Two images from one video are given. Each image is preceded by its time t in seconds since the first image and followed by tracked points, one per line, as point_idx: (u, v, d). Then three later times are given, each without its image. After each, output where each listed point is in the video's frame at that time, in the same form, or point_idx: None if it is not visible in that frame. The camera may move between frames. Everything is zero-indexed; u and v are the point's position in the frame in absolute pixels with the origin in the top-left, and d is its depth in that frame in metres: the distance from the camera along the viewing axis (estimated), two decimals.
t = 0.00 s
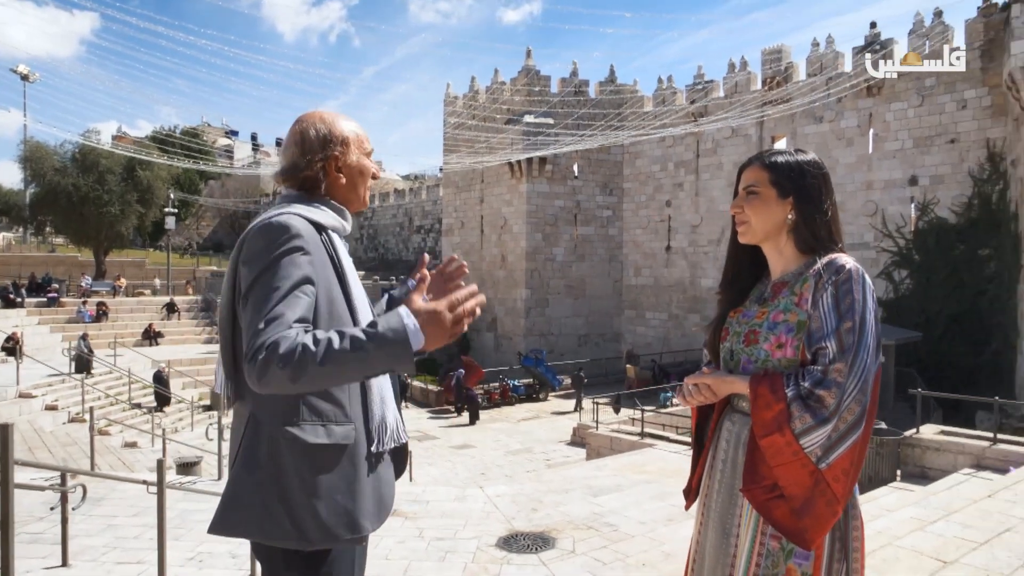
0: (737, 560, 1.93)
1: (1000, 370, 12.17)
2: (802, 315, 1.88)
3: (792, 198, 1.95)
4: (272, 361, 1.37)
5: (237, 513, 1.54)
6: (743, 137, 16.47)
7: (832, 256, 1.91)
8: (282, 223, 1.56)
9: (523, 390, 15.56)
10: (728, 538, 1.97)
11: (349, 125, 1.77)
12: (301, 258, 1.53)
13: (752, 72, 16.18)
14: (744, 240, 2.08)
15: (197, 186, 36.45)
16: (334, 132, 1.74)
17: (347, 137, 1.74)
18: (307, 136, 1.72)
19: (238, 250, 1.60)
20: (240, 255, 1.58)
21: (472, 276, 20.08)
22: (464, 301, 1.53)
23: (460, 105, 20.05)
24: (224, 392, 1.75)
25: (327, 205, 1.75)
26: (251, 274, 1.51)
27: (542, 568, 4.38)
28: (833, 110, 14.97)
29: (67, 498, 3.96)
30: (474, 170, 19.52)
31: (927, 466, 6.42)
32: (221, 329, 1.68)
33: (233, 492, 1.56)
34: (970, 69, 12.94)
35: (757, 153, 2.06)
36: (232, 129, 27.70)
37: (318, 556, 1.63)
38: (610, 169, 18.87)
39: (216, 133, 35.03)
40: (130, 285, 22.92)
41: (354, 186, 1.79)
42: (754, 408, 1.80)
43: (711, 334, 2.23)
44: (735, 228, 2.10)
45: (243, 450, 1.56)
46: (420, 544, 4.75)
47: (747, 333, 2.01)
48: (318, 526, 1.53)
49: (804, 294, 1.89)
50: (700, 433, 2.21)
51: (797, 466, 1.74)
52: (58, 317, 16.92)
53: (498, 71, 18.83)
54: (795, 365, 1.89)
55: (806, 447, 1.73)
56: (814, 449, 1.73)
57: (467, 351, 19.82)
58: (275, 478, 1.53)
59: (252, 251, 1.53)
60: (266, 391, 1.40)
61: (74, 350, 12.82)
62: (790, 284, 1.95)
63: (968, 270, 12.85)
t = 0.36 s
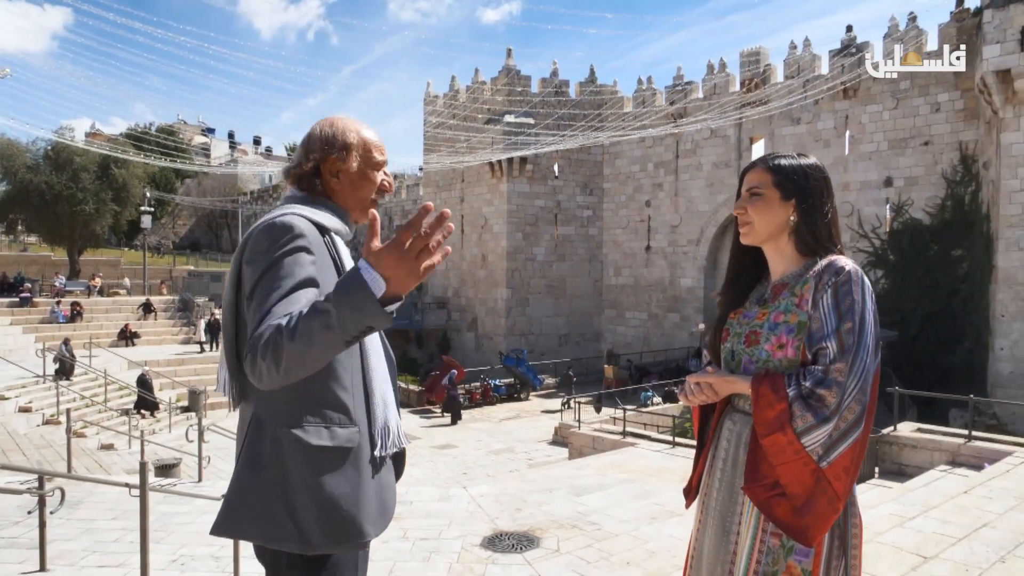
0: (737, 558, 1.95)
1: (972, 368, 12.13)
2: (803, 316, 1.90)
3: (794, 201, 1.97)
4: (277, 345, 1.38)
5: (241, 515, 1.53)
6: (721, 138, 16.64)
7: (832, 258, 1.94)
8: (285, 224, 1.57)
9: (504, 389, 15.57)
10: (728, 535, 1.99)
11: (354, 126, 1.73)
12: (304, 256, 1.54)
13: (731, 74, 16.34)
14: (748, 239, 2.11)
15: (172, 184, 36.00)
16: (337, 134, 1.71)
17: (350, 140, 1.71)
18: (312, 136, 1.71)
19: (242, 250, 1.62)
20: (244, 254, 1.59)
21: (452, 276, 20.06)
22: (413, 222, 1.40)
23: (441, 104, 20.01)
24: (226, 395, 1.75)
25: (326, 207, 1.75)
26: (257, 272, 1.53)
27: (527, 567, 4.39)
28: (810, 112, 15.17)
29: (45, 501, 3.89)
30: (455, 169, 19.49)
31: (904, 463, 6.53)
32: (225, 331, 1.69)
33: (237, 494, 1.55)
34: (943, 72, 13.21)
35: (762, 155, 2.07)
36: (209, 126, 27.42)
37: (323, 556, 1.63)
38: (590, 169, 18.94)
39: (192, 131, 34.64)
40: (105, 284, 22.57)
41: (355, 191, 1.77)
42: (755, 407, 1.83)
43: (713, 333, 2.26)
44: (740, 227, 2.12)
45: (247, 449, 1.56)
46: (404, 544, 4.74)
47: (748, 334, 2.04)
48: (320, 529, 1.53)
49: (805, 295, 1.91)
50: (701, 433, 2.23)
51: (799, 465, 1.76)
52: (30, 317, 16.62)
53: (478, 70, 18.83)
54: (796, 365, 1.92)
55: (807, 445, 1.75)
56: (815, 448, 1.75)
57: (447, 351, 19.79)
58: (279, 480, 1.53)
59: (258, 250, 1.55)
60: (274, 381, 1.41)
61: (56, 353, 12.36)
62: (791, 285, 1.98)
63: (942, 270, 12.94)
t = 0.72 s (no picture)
0: (739, 554, 1.96)
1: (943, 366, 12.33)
2: (806, 316, 1.92)
3: (796, 204, 2.00)
4: (273, 357, 1.37)
5: (229, 515, 1.54)
6: (698, 139, 16.80)
7: (834, 260, 1.97)
8: (283, 227, 1.56)
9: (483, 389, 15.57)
10: (730, 531, 2.00)
11: (361, 127, 1.73)
12: (299, 262, 1.52)
13: (708, 76, 16.48)
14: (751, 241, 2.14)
15: (144, 182, 35.41)
16: (342, 137, 1.71)
17: (356, 145, 1.70)
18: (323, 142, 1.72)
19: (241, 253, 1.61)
20: (242, 258, 1.59)
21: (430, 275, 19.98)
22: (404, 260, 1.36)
23: (419, 102, 19.94)
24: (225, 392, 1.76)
25: (335, 211, 1.75)
26: (252, 277, 1.51)
27: (510, 566, 4.40)
28: (785, 114, 15.37)
29: (20, 506, 3.81)
30: (433, 168, 19.43)
31: (878, 459, 6.65)
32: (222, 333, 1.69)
33: (224, 493, 1.56)
34: (914, 76, 13.48)
35: (761, 159, 2.10)
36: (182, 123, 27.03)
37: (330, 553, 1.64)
38: (569, 169, 18.98)
39: (165, 128, 34.09)
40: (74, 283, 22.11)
41: (363, 196, 1.77)
42: (760, 406, 1.85)
43: (715, 332, 2.28)
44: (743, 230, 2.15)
45: (239, 447, 1.57)
46: (387, 544, 4.73)
47: (751, 334, 2.06)
48: (305, 530, 1.53)
49: (808, 295, 1.93)
50: (702, 431, 2.24)
51: (802, 461, 1.79)
52: None
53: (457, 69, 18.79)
54: (799, 364, 1.94)
55: (811, 443, 1.78)
56: (819, 445, 1.78)
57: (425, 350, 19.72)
58: (267, 481, 1.53)
59: (254, 253, 1.54)
60: (264, 389, 1.40)
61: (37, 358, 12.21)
62: (794, 286, 2.00)
63: (913, 269, 13.12)
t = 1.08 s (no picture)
0: (731, 549, 1.99)
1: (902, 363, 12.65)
2: (797, 316, 1.95)
3: (785, 206, 2.04)
4: (301, 390, 1.45)
5: (234, 515, 1.60)
6: (665, 140, 16.99)
7: (824, 263, 2.00)
8: (280, 236, 1.55)
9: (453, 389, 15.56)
10: (723, 526, 2.03)
11: (340, 125, 1.73)
12: (301, 272, 1.53)
13: (674, 78, 16.67)
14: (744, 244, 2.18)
15: (103, 179, 34.53)
16: (318, 138, 1.72)
17: (331, 141, 1.71)
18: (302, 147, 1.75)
19: (237, 259, 1.62)
20: (239, 265, 1.59)
21: (398, 275, 19.85)
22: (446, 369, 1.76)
23: (386, 101, 19.81)
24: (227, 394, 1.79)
25: (327, 212, 1.76)
26: (251, 289, 1.52)
27: (485, 565, 4.41)
28: (750, 116, 15.61)
29: None
30: (401, 167, 19.32)
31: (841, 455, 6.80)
32: (222, 338, 1.71)
33: (229, 494, 1.61)
34: (873, 80, 13.84)
35: (751, 164, 2.15)
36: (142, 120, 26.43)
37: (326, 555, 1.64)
38: (537, 168, 19.02)
39: (124, 124, 33.28)
40: (30, 283, 21.46)
41: (350, 194, 1.77)
42: (753, 404, 1.89)
43: (706, 332, 2.31)
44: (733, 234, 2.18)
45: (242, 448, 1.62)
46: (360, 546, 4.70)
47: (743, 334, 2.08)
48: (306, 531, 1.54)
49: (798, 296, 1.96)
50: (692, 430, 2.29)
51: (793, 458, 1.83)
52: None
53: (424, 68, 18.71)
54: (790, 363, 1.96)
55: (803, 439, 1.83)
56: (811, 441, 1.83)
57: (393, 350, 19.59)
58: (270, 479, 1.57)
59: (252, 264, 1.54)
60: (285, 409, 1.47)
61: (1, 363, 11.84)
62: (784, 288, 2.03)
63: (874, 270, 13.37)
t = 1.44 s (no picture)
0: (743, 548, 2.01)
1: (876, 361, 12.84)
2: (808, 317, 1.97)
3: (796, 208, 2.06)
4: (311, 395, 1.42)
5: (244, 520, 1.58)
6: (644, 140, 17.08)
7: (834, 264, 2.02)
8: (293, 237, 1.53)
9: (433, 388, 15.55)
10: (735, 526, 2.05)
11: (360, 127, 1.72)
12: (314, 275, 1.51)
13: (653, 77, 16.75)
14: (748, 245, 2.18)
15: (74, 176, 33.89)
16: (343, 140, 1.69)
17: (359, 143, 1.70)
18: (315, 144, 1.71)
19: (252, 259, 1.61)
20: (253, 265, 1.58)
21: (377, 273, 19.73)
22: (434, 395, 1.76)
23: (365, 98, 19.66)
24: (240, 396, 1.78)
25: (343, 212, 1.74)
26: (263, 289, 1.50)
27: (470, 565, 4.39)
28: (727, 116, 15.74)
29: None
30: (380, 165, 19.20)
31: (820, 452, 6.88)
32: (236, 339, 1.69)
33: (241, 499, 1.59)
34: (849, 82, 14.04)
35: (758, 165, 2.16)
36: (114, 116, 25.99)
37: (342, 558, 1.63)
38: (516, 167, 19.00)
39: (96, 120, 32.70)
40: None
41: (368, 193, 1.77)
42: (764, 404, 1.91)
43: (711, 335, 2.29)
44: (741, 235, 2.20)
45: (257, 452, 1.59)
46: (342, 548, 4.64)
47: (753, 334, 2.09)
48: (323, 534, 1.53)
49: (810, 298, 1.97)
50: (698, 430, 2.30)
51: (807, 458, 1.85)
52: None
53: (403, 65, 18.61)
54: (801, 364, 1.98)
55: (815, 440, 1.85)
56: (823, 441, 1.85)
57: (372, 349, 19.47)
58: (286, 484, 1.55)
59: (266, 265, 1.53)
60: (295, 413, 1.45)
61: None
62: (794, 288, 2.04)
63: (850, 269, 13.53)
